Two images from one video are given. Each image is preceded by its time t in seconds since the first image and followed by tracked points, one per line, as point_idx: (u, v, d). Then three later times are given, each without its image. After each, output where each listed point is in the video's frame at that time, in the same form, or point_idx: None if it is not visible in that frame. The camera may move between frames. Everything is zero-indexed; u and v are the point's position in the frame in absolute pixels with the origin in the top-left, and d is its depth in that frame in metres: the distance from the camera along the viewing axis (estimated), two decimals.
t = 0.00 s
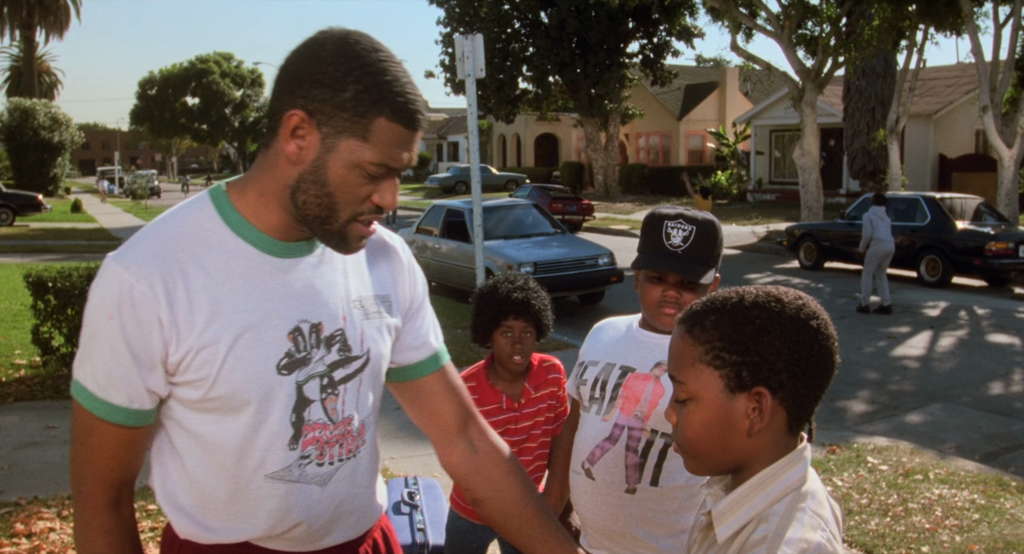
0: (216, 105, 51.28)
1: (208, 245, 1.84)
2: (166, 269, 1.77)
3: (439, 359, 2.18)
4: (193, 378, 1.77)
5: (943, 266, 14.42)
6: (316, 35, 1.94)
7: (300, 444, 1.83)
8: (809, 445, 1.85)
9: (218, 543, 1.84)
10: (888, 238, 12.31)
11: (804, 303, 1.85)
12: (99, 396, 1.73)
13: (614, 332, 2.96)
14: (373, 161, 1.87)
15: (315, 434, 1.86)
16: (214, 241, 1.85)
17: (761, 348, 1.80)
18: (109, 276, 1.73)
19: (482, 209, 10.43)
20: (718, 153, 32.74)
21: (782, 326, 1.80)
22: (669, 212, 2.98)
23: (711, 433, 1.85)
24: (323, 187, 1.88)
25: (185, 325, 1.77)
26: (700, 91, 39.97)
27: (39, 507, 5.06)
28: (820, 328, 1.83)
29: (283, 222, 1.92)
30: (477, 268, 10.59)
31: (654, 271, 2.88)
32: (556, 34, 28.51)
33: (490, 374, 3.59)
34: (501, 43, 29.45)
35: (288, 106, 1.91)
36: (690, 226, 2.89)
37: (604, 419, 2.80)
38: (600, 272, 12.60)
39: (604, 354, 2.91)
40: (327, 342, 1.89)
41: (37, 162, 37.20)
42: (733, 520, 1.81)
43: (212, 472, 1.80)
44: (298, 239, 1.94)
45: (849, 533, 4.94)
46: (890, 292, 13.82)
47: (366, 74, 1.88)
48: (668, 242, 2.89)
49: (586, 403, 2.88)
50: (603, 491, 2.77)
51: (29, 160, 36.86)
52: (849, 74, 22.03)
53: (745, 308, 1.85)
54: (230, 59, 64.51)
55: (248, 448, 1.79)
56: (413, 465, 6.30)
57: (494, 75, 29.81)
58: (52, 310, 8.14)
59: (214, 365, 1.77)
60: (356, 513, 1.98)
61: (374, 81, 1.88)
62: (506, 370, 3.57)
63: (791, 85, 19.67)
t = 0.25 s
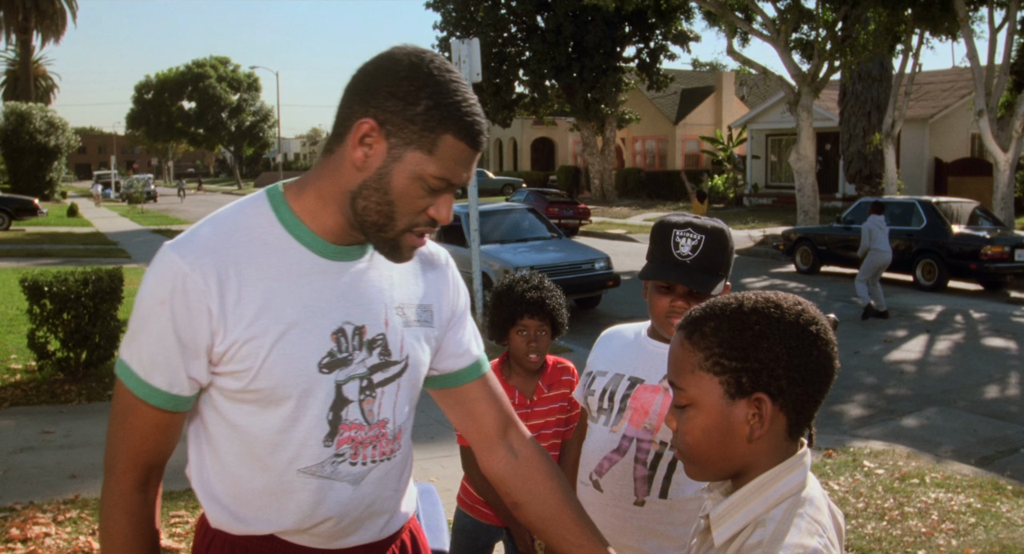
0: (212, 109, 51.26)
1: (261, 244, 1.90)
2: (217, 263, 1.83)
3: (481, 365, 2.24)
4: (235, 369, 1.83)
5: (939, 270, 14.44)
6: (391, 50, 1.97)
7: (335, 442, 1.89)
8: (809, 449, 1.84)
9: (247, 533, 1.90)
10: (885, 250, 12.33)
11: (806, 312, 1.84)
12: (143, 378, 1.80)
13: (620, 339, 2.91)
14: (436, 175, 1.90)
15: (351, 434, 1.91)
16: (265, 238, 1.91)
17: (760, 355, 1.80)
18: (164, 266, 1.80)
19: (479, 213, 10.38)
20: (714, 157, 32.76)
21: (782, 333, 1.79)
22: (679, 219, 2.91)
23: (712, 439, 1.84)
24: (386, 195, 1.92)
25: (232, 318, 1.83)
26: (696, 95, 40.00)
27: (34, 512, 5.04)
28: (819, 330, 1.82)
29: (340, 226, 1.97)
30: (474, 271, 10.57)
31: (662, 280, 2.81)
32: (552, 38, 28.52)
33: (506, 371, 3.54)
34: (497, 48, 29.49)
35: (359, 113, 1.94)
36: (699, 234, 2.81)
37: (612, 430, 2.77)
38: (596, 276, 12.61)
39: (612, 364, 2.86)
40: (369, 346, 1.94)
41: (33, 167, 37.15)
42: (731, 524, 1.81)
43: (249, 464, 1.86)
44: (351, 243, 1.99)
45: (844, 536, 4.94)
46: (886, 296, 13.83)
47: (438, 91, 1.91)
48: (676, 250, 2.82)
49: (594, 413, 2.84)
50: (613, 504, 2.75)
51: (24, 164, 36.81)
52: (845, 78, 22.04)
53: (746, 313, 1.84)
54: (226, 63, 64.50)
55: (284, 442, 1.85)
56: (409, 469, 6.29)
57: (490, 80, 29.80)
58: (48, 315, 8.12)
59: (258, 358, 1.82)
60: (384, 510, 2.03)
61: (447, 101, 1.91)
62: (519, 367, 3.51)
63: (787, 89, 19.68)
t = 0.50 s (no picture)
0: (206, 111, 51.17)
1: (294, 240, 2.03)
2: (250, 257, 1.96)
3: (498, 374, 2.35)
4: (263, 358, 1.95)
5: (933, 272, 14.45)
6: (425, 56, 2.12)
7: (358, 435, 2.00)
8: (810, 453, 1.84)
9: (271, 523, 2.01)
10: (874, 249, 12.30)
11: (811, 317, 1.84)
12: (176, 363, 1.91)
13: (627, 347, 2.84)
14: (463, 171, 2.04)
15: (373, 429, 2.02)
16: (296, 236, 2.04)
17: (765, 359, 1.79)
18: (200, 256, 1.92)
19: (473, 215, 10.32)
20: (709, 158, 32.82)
21: (788, 336, 1.79)
22: (685, 225, 2.83)
23: (713, 442, 1.85)
24: (414, 192, 2.06)
25: (262, 309, 1.95)
26: (690, 97, 40.05)
27: (27, 514, 5.03)
28: (822, 334, 1.82)
29: (372, 226, 2.10)
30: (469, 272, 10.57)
31: (667, 290, 2.74)
32: (546, 40, 28.52)
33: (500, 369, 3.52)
34: (491, 50, 29.52)
35: (390, 113, 2.08)
36: (704, 242, 2.73)
37: (621, 440, 2.71)
38: (591, 278, 12.62)
39: (620, 371, 2.79)
40: (393, 344, 2.05)
41: (25, 168, 37.05)
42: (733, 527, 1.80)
43: (275, 452, 1.97)
44: (382, 243, 2.12)
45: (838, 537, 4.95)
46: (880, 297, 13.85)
47: (465, 93, 2.05)
48: (682, 259, 2.75)
49: (602, 422, 2.78)
50: (621, 515, 2.70)
51: (18, 166, 36.72)
52: (839, 80, 22.08)
53: (751, 315, 1.84)
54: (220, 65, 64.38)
55: (308, 431, 1.96)
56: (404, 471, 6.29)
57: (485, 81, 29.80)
58: (42, 316, 8.10)
59: (288, 347, 1.94)
60: (405, 508, 2.13)
61: (474, 102, 2.05)
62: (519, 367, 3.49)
63: (781, 90, 19.71)
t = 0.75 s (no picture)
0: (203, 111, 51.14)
1: (306, 236, 2.04)
2: (262, 254, 1.97)
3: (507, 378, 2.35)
4: (274, 353, 1.95)
5: (930, 272, 14.46)
6: (427, 54, 2.14)
7: (365, 429, 2.00)
8: (819, 457, 1.84)
9: (281, 517, 2.01)
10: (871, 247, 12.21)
11: (828, 324, 1.83)
12: (193, 359, 1.92)
13: (628, 348, 2.83)
14: (462, 162, 2.05)
15: (380, 423, 2.02)
16: (308, 231, 2.05)
17: (780, 367, 1.78)
18: (213, 253, 1.94)
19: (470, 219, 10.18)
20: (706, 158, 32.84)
21: (804, 343, 1.78)
22: (688, 225, 2.81)
23: (730, 448, 1.83)
24: (416, 186, 2.08)
25: (273, 304, 1.95)
26: (688, 97, 40.07)
27: (24, 515, 5.02)
28: (835, 345, 1.81)
29: (379, 223, 2.10)
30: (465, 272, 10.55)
31: (668, 290, 2.72)
32: (544, 40, 28.52)
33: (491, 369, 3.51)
34: (488, 50, 29.54)
35: (392, 109, 2.11)
36: (707, 244, 2.71)
37: (621, 441, 2.70)
38: (588, 278, 12.62)
39: (621, 373, 2.78)
40: (402, 340, 2.05)
41: (23, 168, 37.01)
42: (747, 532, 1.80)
43: (285, 447, 1.97)
44: (392, 241, 2.12)
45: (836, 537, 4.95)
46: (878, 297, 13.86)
47: (463, 86, 2.07)
48: (683, 261, 2.73)
49: (602, 423, 2.77)
50: (620, 518, 2.69)
51: (15, 166, 36.68)
52: (836, 81, 22.08)
53: (767, 321, 1.82)
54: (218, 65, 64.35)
55: (317, 425, 1.96)
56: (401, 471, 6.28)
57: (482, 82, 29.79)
58: (38, 317, 8.07)
59: (297, 342, 1.94)
60: (414, 501, 2.12)
61: (473, 94, 2.07)
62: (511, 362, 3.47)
63: (778, 91, 19.72)
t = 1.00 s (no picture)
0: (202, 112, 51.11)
1: (310, 235, 2.04)
2: (267, 252, 1.97)
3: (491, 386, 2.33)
4: (278, 351, 1.95)
5: (929, 273, 14.46)
6: (427, 56, 2.16)
7: (370, 427, 2.00)
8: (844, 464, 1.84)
9: (283, 515, 2.00)
10: (873, 251, 12.09)
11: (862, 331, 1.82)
12: (195, 356, 1.92)
13: (627, 350, 2.84)
14: (463, 160, 2.06)
15: (384, 422, 2.02)
16: (312, 231, 2.05)
17: (827, 375, 1.76)
18: (219, 250, 1.93)
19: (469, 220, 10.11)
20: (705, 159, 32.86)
21: (842, 351, 1.76)
22: (685, 227, 2.82)
23: (767, 456, 1.79)
24: (417, 184, 2.09)
25: (279, 303, 1.96)
26: (686, 98, 40.10)
27: (23, 516, 5.02)
28: (870, 355, 1.79)
29: (382, 223, 2.11)
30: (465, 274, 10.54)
31: (666, 290, 2.74)
32: (543, 41, 28.52)
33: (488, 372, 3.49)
34: (488, 51, 29.55)
35: (392, 110, 2.12)
36: (704, 244, 2.73)
37: (619, 442, 2.70)
38: (587, 279, 12.62)
39: (620, 373, 2.79)
40: (405, 339, 2.05)
41: (21, 169, 36.98)
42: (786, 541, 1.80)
43: (289, 446, 1.97)
44: (394, 242, 2.14)
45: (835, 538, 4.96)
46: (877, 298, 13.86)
47: (461, 85, 2.09)
48: (680, 261, 2.75)
49: (600, 424, 2.77)
50: (617, 518, 2.67)
51: (14, 167, 36.64)
52: (835, 82, 22.08)
53: (809, 328, 1.79)
54: (217, 66, 64.35)
55: (322, 425, 1.96)
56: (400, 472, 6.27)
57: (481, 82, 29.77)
58: (37, 318, 8.06)
59: (301, 340, 1.94)
60: (415, 501, 2.12)
61: (471, 93, 2.09)
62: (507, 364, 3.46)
63: (777, 92, 19.72)
